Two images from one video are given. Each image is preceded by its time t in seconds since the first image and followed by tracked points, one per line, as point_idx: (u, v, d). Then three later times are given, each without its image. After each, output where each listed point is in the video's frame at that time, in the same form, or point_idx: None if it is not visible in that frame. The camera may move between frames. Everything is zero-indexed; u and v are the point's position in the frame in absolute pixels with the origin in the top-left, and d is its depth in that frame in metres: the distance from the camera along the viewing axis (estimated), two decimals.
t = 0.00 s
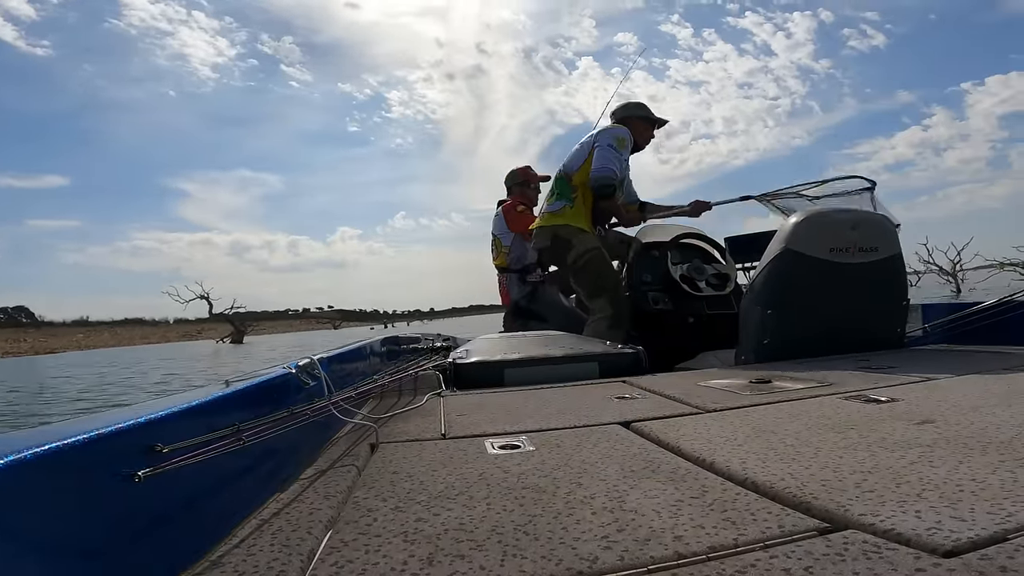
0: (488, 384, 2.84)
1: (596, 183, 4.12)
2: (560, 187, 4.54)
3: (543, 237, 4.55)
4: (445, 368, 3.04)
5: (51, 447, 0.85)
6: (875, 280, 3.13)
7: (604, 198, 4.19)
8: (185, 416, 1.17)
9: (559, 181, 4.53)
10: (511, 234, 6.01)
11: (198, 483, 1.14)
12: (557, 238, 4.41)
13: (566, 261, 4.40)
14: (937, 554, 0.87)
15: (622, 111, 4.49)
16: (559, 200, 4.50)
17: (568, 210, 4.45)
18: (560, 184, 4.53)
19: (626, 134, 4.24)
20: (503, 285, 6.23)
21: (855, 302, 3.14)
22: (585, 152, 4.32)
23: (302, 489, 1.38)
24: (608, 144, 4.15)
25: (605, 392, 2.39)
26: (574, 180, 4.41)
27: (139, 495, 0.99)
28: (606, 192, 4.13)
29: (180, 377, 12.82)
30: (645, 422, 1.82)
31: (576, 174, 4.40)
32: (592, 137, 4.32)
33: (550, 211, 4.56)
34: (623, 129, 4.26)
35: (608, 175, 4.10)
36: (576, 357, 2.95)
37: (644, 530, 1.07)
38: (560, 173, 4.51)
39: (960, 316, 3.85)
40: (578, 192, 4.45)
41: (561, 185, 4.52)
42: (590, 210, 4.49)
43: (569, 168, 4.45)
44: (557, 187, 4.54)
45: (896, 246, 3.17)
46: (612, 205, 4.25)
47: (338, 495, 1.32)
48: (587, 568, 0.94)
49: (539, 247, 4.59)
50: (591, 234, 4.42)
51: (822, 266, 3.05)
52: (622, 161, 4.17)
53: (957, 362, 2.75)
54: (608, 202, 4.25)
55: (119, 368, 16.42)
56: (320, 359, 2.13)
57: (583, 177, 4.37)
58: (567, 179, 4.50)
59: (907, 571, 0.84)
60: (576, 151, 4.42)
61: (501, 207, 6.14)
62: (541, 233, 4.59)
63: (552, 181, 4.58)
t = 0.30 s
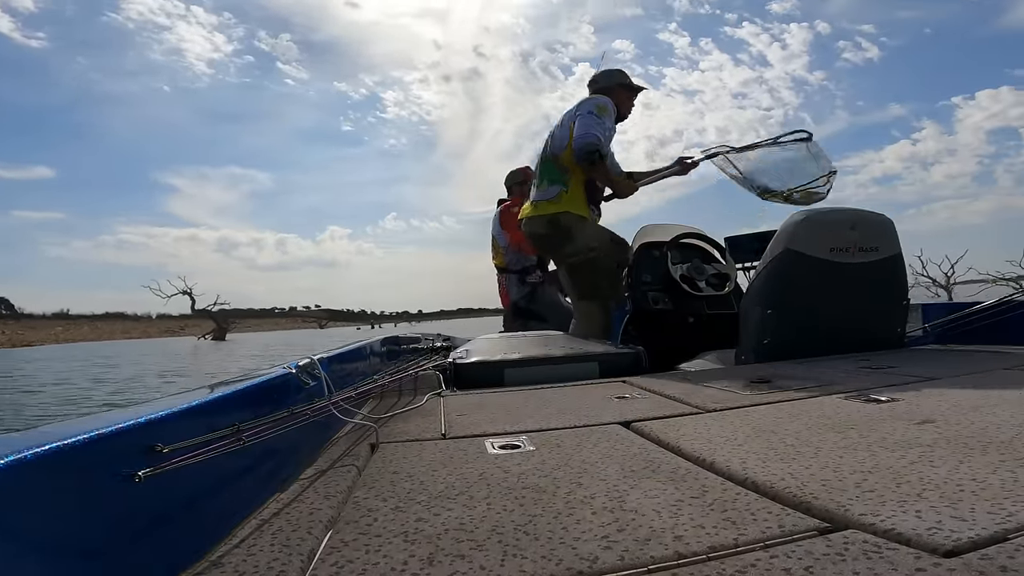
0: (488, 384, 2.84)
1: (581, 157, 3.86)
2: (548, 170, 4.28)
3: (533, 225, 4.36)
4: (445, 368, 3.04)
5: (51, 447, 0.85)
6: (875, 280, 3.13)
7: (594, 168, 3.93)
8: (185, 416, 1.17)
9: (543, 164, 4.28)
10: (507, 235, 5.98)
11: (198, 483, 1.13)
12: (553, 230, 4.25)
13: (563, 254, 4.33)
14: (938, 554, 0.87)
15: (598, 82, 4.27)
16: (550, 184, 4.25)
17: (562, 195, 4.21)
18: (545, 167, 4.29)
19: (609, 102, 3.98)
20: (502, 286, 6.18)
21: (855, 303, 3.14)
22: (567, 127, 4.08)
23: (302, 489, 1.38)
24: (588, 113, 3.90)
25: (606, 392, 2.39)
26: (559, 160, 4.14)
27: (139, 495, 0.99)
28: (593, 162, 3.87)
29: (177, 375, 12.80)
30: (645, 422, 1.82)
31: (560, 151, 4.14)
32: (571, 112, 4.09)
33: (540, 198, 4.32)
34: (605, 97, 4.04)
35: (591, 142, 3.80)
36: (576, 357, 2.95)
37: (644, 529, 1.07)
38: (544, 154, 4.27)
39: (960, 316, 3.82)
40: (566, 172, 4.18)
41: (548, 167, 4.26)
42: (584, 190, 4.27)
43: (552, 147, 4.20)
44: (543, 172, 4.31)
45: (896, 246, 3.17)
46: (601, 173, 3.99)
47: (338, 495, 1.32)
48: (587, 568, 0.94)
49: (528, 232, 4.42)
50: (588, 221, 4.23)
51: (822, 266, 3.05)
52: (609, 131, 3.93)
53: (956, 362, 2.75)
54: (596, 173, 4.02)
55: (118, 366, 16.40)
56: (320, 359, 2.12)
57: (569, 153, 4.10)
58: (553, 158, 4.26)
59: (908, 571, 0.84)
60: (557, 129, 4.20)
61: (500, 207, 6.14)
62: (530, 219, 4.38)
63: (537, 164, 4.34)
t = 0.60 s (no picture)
0: (488, 384, 2.84)
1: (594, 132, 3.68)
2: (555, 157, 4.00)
3: (538, 214, 4.09)
4: (445, 368, 3.05)
5: (51, 447, 0.85)
6: (874, 279, 3.13)
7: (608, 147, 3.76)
8: (184, 416, 1.16)
9: (548, 149, 4.01)
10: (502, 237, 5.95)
11: (198, 484, 1.13)
12: (561, 220, 4.03)
13: (565, 248, 4.16)
14: (938, 554, 0.87)
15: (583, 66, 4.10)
16: (559, 171, 4.00)
17: (574, 182, 3.99)
18: (550, 153, 4.02)
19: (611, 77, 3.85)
20: (498, 287, 6.19)
21: (855, 302, 3.14)
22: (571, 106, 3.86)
23: (302, 489, 1.38)
24: (597, 86, 3.72)
25: (606, 392, 2.39)
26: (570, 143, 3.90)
27: (139, 495, 0.98)
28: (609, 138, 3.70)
29: (176, 374, 12.78)
30: (645, 421, 1.82)
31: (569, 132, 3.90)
32: (572, 90, 3.89)
33: (547, 186, 4.05)
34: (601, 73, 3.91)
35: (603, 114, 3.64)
36: (575, 357, 2.95)
37: (644, 529, 1.07)
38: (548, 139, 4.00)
39: (960, 314, 3.82)
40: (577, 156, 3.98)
41: (554, 153, 3.99)
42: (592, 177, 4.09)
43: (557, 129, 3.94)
44: (548, 158, 4.03)
45: (896, 245, 3.17)
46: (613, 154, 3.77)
47: (338, 495, 1.32)
48: (587, 567, 0.94)
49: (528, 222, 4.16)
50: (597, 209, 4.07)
51: (822, 265, 3.05)
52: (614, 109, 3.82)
53: (957, 361, 2.75)
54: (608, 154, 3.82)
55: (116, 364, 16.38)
56: (320, 358, 2.12)
57: (581, 135, 3.88)
58: (557, 141, 4.00)
59: (908, 571, 0.84)
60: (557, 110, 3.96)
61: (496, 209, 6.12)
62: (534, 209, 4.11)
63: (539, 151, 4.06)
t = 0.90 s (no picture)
0: (490, 383, 2.84)
1: (618, 134, 3.69)
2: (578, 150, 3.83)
3: (551, 205, 3.94)
4: (447, 367, 3.05)
5: (55, 448, 0.85)
6: (876, 277, 3.13)
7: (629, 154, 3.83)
8: (188, 417, 1.16)
9: (565, 140, 3.80)
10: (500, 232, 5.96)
11: (201, 484, 1.13)
12: (575, 213, 3.96)
13: (572, 245, 4.11)
14: (943, 552, 0.87)
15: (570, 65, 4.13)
16: (576, 164, 3.85)
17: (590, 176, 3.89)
18: (566, 144, 3.81)
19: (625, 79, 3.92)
20: (495, 284, 6.18)
21: (856, 300, 3.14)
22: (591, 100, 3.76)
23: (305, 489, 1.38)
24: (623, 85, 3.75)
25: (608, 391, 2.39)
26: (592, 137, 3.78)
27: (142, 496, 0.98)
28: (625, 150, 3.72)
29: (176, 373, 12.78)
30: (648, 420, 1.82)
31: (589, 126, 3.77)
32: (589, 82, 3.79)
33: (562, 179, 3.88)
34: (593, 70, 4.04)
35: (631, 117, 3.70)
36: (577, 356, 2.94)
37: (648, 528, 1.07)
38: (565, 128, 3.78)
39: (961, 312, 3.83)
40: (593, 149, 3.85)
41: (573, 144, 3.81)
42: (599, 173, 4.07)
43: (575, 122, 3.78)
44: (564, 149, 3.82)
45: (897, 242, 3.17)
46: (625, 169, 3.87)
47: (341, 495, 1.32)
48: (590, 566, 0.94)
49: (539, 211, 3.98)
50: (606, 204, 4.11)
51: (823, 263, 3.05)
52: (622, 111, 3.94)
53: (959, 358, 2.75)
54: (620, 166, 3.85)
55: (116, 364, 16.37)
56: (321, 359, 2.12)
57: (601, 130, 3.81)
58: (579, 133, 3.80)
59: (913, 568, 0.83)
60: (573, 101, 3.80)
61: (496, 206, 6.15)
62: (546, 199, 3.94)
63: (553, 140, 3.82)
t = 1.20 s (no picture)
0: (491, 384, 2.84)
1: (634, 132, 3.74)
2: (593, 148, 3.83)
3: (565, 200, 3.87)
4: (448, 368, 3.05)
5: (55, 445, 0.85)
6: (879, 282, 3.12)
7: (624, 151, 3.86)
8: (188, 415, 1.17)
9: (582, 137, 3.79)
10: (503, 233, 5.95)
11: (201, 482, 1.14)
12: (587, 212, 3.93)
13: (579, 245, 4.06)
14: (941, 557, 0.87)
15: (559, 77, 4.14)
16: (594, 161, 3.86)
17: (604, 174, 3.93)
18: (583, 140, 3.80)
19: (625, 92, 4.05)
20: (497, 285, 6.16)
21: (859, 305, 3.13)
22: (607, 102, 3.83)
23: (305, 489, 1.38)
24: (636, 92, 3.87)
25: (609, 393, 2.39)
26: (608, 136, 3.82)
27: (142, 493, 0.99)
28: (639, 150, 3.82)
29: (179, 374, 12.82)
30: (648, 422, 1.82)
31: (606, 126, 3.81)
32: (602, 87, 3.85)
33: (580, 173, 3.87)
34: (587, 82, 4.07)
35: (646, 116, 3.75)
36: (578, 358, 2.95)
37: (646, 531, 1.07)
38: (580, 126, 3.78)
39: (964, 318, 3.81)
40: (607, 151, 3.90)
41: (588, 143, 3.82)
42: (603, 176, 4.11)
43: (592, 121, 3.80)
44: (582, 145, 3.80)
45: (901, 247, 3.15)
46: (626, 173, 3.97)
47: (340, 495, 1.32)
48: (588, 568, 0.94)
49: (553, 207, 3.89)
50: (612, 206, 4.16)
51: (826, 267, 3.04)
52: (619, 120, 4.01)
53: (962, 364, 2.74)
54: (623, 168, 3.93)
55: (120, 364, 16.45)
56: (322, 358, 2.12)
57: (614, 133, 3.88)
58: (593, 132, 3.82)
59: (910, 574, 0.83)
60: (589, 102, 3.82)
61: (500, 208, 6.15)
62: (561, 194, 3.87)
63: (569, 136, 3.78)
